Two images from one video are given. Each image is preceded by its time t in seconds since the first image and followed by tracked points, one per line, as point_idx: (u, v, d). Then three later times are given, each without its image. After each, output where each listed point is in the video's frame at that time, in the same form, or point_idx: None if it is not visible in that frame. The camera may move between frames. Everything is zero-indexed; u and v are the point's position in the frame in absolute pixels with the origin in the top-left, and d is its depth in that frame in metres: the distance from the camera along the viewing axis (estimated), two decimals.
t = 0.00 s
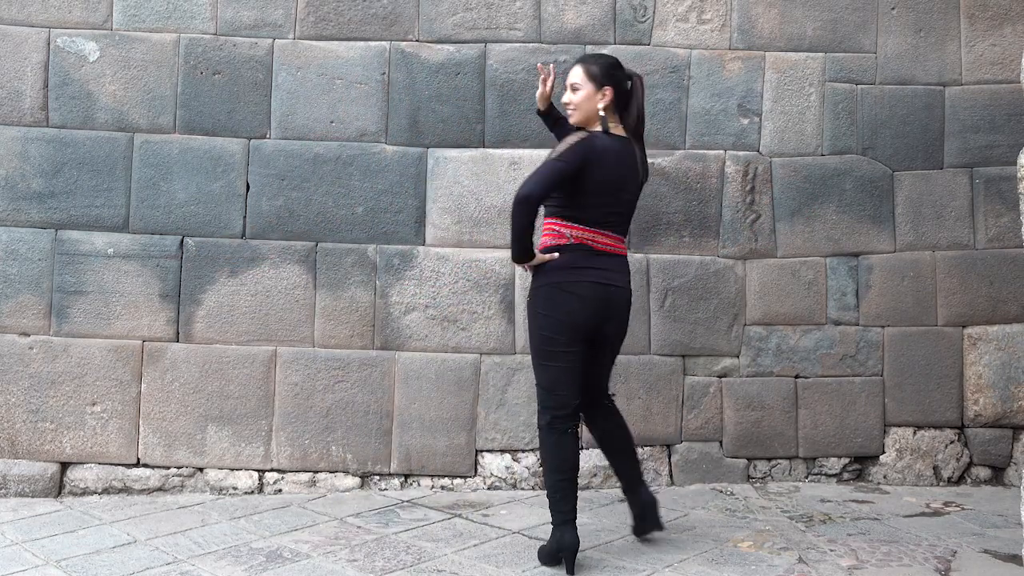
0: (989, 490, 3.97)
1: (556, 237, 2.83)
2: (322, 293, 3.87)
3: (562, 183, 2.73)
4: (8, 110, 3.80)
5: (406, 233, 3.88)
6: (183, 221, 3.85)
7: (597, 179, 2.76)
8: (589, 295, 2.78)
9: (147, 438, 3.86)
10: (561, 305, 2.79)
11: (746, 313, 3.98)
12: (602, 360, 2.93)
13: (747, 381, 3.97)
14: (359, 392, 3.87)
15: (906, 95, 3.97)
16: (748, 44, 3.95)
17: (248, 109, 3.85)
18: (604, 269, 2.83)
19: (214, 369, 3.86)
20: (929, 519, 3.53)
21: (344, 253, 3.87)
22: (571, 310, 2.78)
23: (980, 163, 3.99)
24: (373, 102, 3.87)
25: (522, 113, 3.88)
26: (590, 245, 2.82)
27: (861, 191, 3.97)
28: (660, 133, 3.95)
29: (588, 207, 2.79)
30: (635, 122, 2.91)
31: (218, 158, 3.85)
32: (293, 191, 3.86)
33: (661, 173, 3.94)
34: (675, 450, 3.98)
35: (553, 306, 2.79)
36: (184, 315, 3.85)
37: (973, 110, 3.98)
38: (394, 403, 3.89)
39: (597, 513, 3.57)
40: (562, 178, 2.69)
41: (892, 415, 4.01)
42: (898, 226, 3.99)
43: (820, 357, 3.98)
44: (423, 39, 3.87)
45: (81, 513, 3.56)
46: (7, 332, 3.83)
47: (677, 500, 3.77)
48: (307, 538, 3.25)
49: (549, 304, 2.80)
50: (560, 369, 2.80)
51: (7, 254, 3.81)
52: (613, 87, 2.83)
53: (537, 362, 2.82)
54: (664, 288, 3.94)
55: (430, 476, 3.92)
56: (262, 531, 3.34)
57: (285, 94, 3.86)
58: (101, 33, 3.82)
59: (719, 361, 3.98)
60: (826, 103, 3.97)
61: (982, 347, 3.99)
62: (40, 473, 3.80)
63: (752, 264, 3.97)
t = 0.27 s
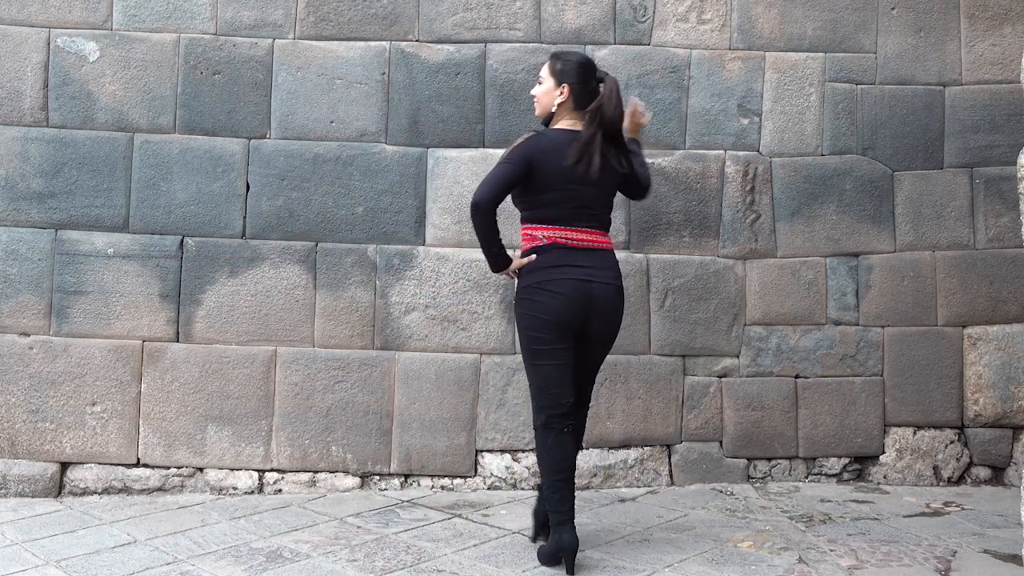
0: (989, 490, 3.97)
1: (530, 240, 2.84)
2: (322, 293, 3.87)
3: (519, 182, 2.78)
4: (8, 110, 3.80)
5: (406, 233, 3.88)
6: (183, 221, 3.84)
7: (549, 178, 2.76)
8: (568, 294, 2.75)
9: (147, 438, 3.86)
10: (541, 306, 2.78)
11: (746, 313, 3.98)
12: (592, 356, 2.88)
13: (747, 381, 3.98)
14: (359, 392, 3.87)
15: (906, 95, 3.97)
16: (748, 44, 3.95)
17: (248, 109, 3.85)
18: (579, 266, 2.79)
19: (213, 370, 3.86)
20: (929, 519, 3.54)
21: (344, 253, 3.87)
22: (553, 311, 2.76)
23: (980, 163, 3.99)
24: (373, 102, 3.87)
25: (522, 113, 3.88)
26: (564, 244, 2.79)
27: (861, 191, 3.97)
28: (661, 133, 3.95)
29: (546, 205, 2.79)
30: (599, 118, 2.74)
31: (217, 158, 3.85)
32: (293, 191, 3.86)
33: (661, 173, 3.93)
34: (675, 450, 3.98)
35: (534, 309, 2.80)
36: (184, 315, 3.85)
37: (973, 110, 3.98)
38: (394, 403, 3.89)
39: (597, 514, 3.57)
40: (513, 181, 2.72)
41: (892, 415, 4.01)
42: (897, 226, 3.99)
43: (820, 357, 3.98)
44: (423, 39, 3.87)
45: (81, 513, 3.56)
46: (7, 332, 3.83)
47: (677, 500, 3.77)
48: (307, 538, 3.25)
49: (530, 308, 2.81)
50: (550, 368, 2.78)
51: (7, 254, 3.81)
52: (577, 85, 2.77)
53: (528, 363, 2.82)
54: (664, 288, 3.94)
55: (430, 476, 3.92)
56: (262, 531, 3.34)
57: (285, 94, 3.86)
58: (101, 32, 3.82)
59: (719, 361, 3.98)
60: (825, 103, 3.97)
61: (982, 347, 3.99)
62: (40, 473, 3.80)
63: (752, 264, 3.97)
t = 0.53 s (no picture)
0: (989, 490, 3.97)
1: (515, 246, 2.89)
2: (322, 293, 3.87)
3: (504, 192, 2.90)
4: (8, 110, 3.80)
5: (406, 233, 3.88)
6: (183, 221, 3.85)
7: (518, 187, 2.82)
8: (534, 294, 2.75)
9: (148, 438, 3.86)
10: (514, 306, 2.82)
11: (746, 313, 3.98)
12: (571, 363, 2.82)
13: (747, 382, 3.97)
14: (359, 392, 3.87)
15: (906, 95, 3.97)
16: (748, 44, 3.95)
17: (248, 109, 3.85)
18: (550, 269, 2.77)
19: (213, 370, 3.86)
20: (929, 519, 3.53)
21: (344, 253, 3.87)
22: (522, 310, 2.78)
23: (980, 163, 3.99)
24: (373, 102, 3.87)
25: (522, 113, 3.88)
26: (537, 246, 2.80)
27: (861, 192, 3.97)
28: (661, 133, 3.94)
29: (522, 213, 2.84)
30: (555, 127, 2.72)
31: (217, 158, 3.85)
32: (293, 192, 3.86)
33: (661, 173, 3.93)
34: (675, 450, 3.98)
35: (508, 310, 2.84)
36: (184, 315, 3.85)
37: (973, 110, 3.98)
38: (394, 403, 3.89)
39: (597, 514, 3.57)
40: (491, 191, 2.85)
41: (892, 415, 4.01)
42: (898, 226, 3.99)
43: (820, 357, 3.98)
44: (423, 39, 3.88)
45: (81, 513, 3.57)
46: (7, 333, 3.83)
47: (677, 500, 3.77)
48: (307, 538, 3.25)
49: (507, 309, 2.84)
50: (522, 366, 2.80)
51: (7, 254, 3.81)
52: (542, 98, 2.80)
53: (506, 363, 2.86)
54: (664, 288, 3.94)
55: (430, 476, 3.92)
56: (262, 531, 3.34)
57: (285, 94, 3.86)
58: (101, 33, 3.82)
59: (719, 361, 3.98)
60: (826, 103, 3.97)
61: (982, 347, 3.99)
62: (40, 473, 3.80)
63: (752, 264, 3.97)
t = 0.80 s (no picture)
0: (989, 490, 3.97)
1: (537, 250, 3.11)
2: (322, 293, 3.87)
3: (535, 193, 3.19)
4: (8, 110, 3.80)
5: (407, 233, 3.88)
6: (183, 221, 3.85)
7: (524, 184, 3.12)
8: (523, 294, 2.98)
9: (148, 438, 3.86)
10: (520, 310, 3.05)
11: (746, 313, 3.98)
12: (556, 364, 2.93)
13: (747, 382, 3.97)
14: (359, 392, 3.87)
15: (906, 95, 3.97)
16: (748, 44, 3.95)
17: (248, 109, 3.85)
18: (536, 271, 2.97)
19: (213, 369, 3.86)
20: (929, 519, 3.53)
21: (344, 253, 3.87)
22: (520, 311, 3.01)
23: (980, 163, 3.99)
24: (373, 102, 3.87)
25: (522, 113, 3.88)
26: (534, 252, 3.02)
27: (861, 192, 3.97)
28: (661, 133, 3.94)
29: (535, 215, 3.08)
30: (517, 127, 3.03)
31: (217, 158, 3.85)
32: (292, 191, 3.86)
33: (661, 173, 3.93)
34: (675, 450, 3.98)
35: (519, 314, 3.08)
36: (184, 315, 3.85)
37: (973, 110, 3.98)
38: (394, 403, 3.88)
39: (597, 514, 3.57)
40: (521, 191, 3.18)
41: (892, 415, 4.01)
42: (897, 226, 3.99)
43: (820, 356, 3.98)
44: (423, 39, 3.88)
45: (81, 513, 3.56)
46: (7, 333, 3.83)
47: (677, 500, 3.77)
48: (307, 538, 3.25)
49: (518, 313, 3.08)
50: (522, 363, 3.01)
51: (7, 254, 3.81)
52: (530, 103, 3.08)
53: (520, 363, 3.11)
54: (664, 288, 3.94)
55: (430, 476, 3.92)
56: (262, 531, 3.34)
57: (285, 94, 3.86)
58: (101, 32, 3.82)
59: (719, 361, 3.98)
60: (825, 103, 3.97)
61: (982, 347, 3.99)
62: (40, 473, 3.80)
63: (752, 264, 3.97)
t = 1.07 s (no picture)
0: (989, 490, 3.97)
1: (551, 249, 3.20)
2: (322, 293, 3.87)
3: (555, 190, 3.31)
4: (8, 110, 3.80)
5: (407, 233, 3.88)
6: (183, 221, 3.85)
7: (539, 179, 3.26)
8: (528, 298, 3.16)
9: (148, 438, 3.86)
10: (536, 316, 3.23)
11: (746, 313, 3.98)
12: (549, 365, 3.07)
13: (747, 382, 3.97)
14: (359, 392, 3.87)
15: (906, 95, 3.97)
16: (748, 44, 3.95)
17: (248, 109, 3.85)
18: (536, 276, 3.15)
19: (213, 369, 3.86)
20: (929, 519, 3.53)
21: (344, 253, 3.87)
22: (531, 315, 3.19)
23: (980, 163, 3.99)
24: (372, 102, 3.87)
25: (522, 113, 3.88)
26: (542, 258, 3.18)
27: (861, 192, 3.97)
28: (661, 133, 3.94)
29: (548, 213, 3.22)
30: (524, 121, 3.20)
31: (217, 158, 3.85)
32: (292, 192, 3.86)
33: (661, 173, 3.93)
34: (675, 450, 3.98)
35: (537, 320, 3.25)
36: (184, 315, 3.85)
37: (973, 110, 3.98)
38: (394, 403, 3.88)
39: (597, 514, 3.57)
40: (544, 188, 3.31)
41: (892, 415, 4.01)
42: (897, 226, 3.99)
43: (820, 356, 3.98)
44: (423, 39, 3.88)
45: (82, 513, 3.57)
46: (7, 333, 3.83)
47: (677, 500, 3.77)
48: (307, 538, 3.25)
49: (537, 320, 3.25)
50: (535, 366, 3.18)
51: (7, 254, 3.81)
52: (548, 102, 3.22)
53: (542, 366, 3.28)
54: (664, 288, 3.94)
55: (430, 476, 3.92)
56: (262, 531, 3.34)
57: (285, 94, 3.86)
58: (101, 33, 3.82)
59: (719, 361, 3.98)
60: (825, 103, 3.97)
61: (982, 347, 3.99)
62: (40, 473, 3.80)
63: (752, 264, 3.97)
